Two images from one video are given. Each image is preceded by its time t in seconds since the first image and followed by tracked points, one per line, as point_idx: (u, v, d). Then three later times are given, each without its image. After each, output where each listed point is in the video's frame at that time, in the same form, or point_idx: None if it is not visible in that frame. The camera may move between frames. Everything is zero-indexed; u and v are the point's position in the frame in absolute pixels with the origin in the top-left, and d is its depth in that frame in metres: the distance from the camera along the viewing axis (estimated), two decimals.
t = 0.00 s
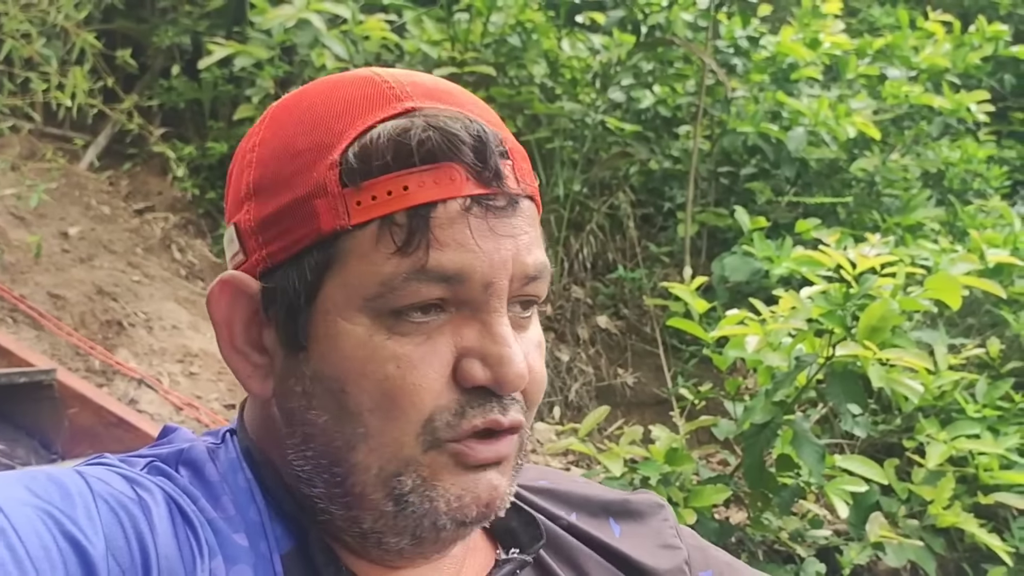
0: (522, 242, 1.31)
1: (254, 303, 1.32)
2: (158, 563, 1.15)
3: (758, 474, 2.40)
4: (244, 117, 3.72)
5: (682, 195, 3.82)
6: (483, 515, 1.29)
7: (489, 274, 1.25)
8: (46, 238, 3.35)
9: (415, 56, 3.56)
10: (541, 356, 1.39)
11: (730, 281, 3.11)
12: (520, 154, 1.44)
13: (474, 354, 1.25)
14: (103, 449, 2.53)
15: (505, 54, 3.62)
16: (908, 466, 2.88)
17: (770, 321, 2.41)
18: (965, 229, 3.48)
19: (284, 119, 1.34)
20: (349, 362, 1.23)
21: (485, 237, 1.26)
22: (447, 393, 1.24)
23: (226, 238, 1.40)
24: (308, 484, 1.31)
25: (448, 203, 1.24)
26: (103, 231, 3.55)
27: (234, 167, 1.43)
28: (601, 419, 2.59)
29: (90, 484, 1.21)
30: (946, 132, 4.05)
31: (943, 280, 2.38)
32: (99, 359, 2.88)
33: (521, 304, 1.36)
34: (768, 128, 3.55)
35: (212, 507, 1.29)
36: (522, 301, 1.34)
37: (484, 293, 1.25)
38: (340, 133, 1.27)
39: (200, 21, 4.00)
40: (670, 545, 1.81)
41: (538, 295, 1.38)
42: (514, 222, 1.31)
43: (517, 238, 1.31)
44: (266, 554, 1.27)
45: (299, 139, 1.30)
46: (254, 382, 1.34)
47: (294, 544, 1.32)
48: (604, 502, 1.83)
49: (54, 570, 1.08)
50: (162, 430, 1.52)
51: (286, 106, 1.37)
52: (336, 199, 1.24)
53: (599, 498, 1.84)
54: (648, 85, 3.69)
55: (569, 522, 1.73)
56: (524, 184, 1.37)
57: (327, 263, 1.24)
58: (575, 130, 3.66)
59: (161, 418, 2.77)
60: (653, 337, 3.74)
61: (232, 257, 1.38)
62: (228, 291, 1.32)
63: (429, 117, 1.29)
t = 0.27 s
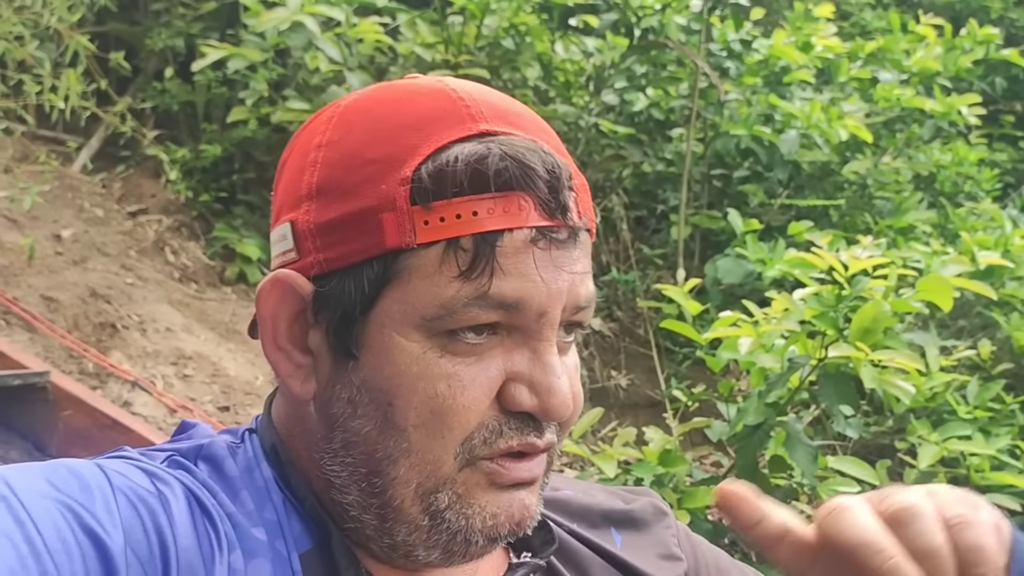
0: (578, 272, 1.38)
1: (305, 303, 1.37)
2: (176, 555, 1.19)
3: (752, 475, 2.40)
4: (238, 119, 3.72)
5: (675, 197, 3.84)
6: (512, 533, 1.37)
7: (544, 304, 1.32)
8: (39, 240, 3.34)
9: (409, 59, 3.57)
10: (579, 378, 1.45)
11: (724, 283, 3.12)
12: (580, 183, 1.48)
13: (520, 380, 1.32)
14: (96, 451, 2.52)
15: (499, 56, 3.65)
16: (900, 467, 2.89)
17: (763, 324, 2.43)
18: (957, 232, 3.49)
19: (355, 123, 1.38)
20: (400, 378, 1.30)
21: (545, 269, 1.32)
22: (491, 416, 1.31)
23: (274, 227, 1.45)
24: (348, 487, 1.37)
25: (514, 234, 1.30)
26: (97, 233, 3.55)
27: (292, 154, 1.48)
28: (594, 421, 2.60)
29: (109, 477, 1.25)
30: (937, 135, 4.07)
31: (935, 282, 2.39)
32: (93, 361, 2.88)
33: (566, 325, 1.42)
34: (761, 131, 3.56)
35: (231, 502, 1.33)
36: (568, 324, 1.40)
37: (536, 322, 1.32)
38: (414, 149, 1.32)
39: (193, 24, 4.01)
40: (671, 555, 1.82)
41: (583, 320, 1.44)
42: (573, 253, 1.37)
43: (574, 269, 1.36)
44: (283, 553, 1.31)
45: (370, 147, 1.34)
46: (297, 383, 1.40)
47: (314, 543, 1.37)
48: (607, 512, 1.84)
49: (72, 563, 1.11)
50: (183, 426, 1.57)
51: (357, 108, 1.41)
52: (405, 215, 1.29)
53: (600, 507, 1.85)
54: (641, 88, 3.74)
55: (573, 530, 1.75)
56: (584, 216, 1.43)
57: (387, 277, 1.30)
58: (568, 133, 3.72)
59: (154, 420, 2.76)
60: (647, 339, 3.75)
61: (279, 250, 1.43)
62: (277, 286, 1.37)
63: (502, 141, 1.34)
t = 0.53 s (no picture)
0: (568, 281, 1.32)
1: (309, 286, 1.37)
2: (188, 564, 1.15)
3: (744, 477, 2.41)
4: (231, 122, 3.73)
5: (669, 200, 3.83)
6: (478, 544, 1.27)
7: (524, 305, 1.26)
8: (32, 243, 3.34)
9: (402, 61, 3.57)
10: (578, 399, 1.39)
11: (717, 286, 3.13)
12: (596, 202, 1.42)
13: (495, 382, 1.26)
14: (89, 454, 2.52)
15: (492, 59, 3.65)
16: (893, 469, 2.89)
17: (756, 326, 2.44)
18: (948, 235, 3.51)
19: (376, 112, 1.37)
20: (373, 364, 1.25)
21: (527, 272, 1.27)
22: (461, 413, 1.25)
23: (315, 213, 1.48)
24: (323, 477, 1.33)
25: (496, 232, 1.26)
26: (90, 236, 3.54)
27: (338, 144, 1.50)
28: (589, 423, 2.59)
29: (122, 484, 1.21)
30: (929, 138, 4.08)
31: (927, 284, 2.40)
32: (85, 364, 2.88)
33: (565, 340, 1.36)
34: (754, 134, 3.57)
35: (245, 509, 1.29)
36: (563, 336, 1.35)
37: (516, 323, 1.26)
38: (413, 140, 1.29)
39: (187, 27, 4.01)
40: (674, 544, 1.82)
41: (586, 336, 1.38)
42: (561, 260, 1.31)
43: (564, 277, 1.31)
44: (296, 558, 1.27)
45: (379, 137, 1.33)
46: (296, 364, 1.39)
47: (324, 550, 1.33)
48: (607, 507, 1.84)
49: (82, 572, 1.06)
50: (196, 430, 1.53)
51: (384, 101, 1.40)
52: (394, 202, 1.27)
53: (601, 504, 1.84)
54: (634, 90, 3.74)
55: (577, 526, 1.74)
56: (588, 231, 1.37)
57: (370, 261, 1.28)
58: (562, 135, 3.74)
59: (147, 424, 2.76)
60: (640, 342, 3.76)
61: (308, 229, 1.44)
62: (287, 268, 1.37)
63: (500, 139, 1.30)
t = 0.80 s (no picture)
0: (527, 252, 1.33)
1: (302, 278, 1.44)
2: (201, 565, 1.15)
3: (743, 479, 2.41)
4: (230, 123, 3.73)
5: (667, 202, 3.83)
6: (441, 524, 1.26)
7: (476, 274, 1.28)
8: (30, 245, 3.34)
9: (401, 63, 3.57)
10: (554, 379, 1.39)
11: (715, 288, 3.13)
12: (572, 180, 1.42)
13: (451, 351, 1.27)
14: (87, 456, 2.52)
15: (491, 62, 3.65)
16: (891, 471, 2.90)
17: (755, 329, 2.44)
18: (946, 237, 3.51)
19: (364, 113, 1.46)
20: (336, 337, 1.29)
21: (477, 240, 1.29)
22: (416, 382, 1.26)
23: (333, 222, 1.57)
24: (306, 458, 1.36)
25: (446, 201, 1.28)
26: (88, 238, 3.54)
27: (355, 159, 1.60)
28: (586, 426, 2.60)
29: (135, 484, 1.21)
30: (927, 141, 4.09)
31: (925, 287, 2.40)
32: (84, 367, 2.87)
33: (535, 318, 1.38)
34: (752, 136, 3.58)
35: (256, 508, 1.29)
36: (529, 312, 1.36)
37: (471, 293, 1.29)
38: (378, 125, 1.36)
39: (185, 29, 4.01)
40: (685, 553, 1.83)
41: (558, 313, 1.38)
42: (518, 230, 1.32)
43: (523, 247, 1.32)
44: (307, 555, 1.28)
45: (357, 129, 1.40)
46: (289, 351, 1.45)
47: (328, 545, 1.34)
48: (619, 512, 1.85)
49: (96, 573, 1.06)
50: (204, 430, 1.52)
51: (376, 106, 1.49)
52: (357, 183, 1.33)
53: (612, 510, 1.85)
54: (633, 92, 3.74)
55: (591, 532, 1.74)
56: (552, 203, 1.37)
57: (341, 243, 1.34)
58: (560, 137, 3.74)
59: (146, 426, 2.76)
60: (638, 344, 3.76)
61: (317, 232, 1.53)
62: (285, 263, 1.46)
63: (453, 114, 1.34)
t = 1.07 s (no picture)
0: (509, 239, 1.34)
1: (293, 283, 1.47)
2: (213, 562, 1.15)
3: (743, 481, 2.42)
4: (229, 125, 3.74)
5: (666, 204, 3.85)
6: (441, 512, 1.27)
7: (457, 263, 1.29)
8: (29, 246, 3.34)
9: (401, 65, 3.57)
10: (547, 365, 1.39)
11: (715, 289, 3.14)
12: (551, 165, 1.43)
13: (438, 342, 1.28)
14: (87, 457, 2.52)
15: (490, 63, 3.66)
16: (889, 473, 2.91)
17: (754, 330, 2.45)
18: (945, 239, 3.52)
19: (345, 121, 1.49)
20: (327, 336, 1.31)
21: (456, 229, 1.29)
22: (406, 374, 1.27)
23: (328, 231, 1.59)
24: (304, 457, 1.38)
25: (422, 193, 1.30)
26: (88, 239, 3.54)
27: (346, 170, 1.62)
28: (586, 428, 2.59)
29: (147, 481, 1.21)
30: (926, 142, 4.10)
31: (925, 289, 2.40)
32: (83, 368, 2.87)
33: (522, 306, 1.38)
34: (751, 138, 3.58)
35: (265, 505, 1.29)
36: (515, 300, 1.37)
37: (454, 282, 1.29)
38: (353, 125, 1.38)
39: (185, 30, 4.01)
40: (687, 565, 1.82)
41: (544, 300, 1.39)
42: (498, 216, 1.33)
43: (504, 233, 1.33)
44: (315, 551, 1.28)
45: (337, 133, 1.43)
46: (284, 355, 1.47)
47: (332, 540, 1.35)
48: (623, 520, 1.85)
49: (109, 570, 1.06)
50: (211, 428, 1.53)
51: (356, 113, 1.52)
52: (339, 183, 1.36)
53: (615, 518, 1.85)
54: (632, 95, 3.72)
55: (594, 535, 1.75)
56: (531, 188, 1.38)
57: (327, 245, 1.37)
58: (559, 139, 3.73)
59: (145, 427, 2.77)
60: (638, 345, 3.77)
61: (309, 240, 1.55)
62: (277, 269, 1.48)
63: (424, 108, 1.36)
